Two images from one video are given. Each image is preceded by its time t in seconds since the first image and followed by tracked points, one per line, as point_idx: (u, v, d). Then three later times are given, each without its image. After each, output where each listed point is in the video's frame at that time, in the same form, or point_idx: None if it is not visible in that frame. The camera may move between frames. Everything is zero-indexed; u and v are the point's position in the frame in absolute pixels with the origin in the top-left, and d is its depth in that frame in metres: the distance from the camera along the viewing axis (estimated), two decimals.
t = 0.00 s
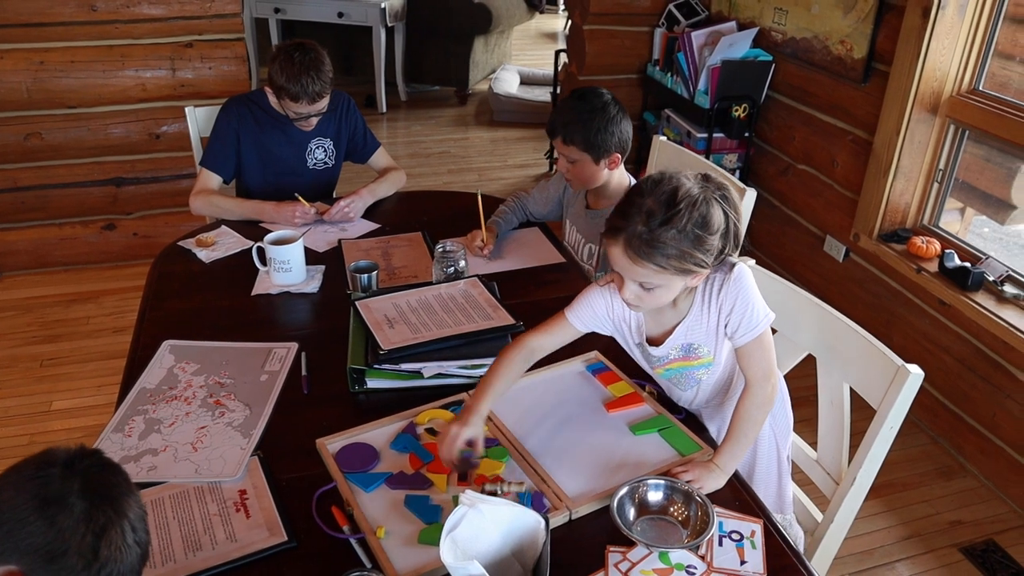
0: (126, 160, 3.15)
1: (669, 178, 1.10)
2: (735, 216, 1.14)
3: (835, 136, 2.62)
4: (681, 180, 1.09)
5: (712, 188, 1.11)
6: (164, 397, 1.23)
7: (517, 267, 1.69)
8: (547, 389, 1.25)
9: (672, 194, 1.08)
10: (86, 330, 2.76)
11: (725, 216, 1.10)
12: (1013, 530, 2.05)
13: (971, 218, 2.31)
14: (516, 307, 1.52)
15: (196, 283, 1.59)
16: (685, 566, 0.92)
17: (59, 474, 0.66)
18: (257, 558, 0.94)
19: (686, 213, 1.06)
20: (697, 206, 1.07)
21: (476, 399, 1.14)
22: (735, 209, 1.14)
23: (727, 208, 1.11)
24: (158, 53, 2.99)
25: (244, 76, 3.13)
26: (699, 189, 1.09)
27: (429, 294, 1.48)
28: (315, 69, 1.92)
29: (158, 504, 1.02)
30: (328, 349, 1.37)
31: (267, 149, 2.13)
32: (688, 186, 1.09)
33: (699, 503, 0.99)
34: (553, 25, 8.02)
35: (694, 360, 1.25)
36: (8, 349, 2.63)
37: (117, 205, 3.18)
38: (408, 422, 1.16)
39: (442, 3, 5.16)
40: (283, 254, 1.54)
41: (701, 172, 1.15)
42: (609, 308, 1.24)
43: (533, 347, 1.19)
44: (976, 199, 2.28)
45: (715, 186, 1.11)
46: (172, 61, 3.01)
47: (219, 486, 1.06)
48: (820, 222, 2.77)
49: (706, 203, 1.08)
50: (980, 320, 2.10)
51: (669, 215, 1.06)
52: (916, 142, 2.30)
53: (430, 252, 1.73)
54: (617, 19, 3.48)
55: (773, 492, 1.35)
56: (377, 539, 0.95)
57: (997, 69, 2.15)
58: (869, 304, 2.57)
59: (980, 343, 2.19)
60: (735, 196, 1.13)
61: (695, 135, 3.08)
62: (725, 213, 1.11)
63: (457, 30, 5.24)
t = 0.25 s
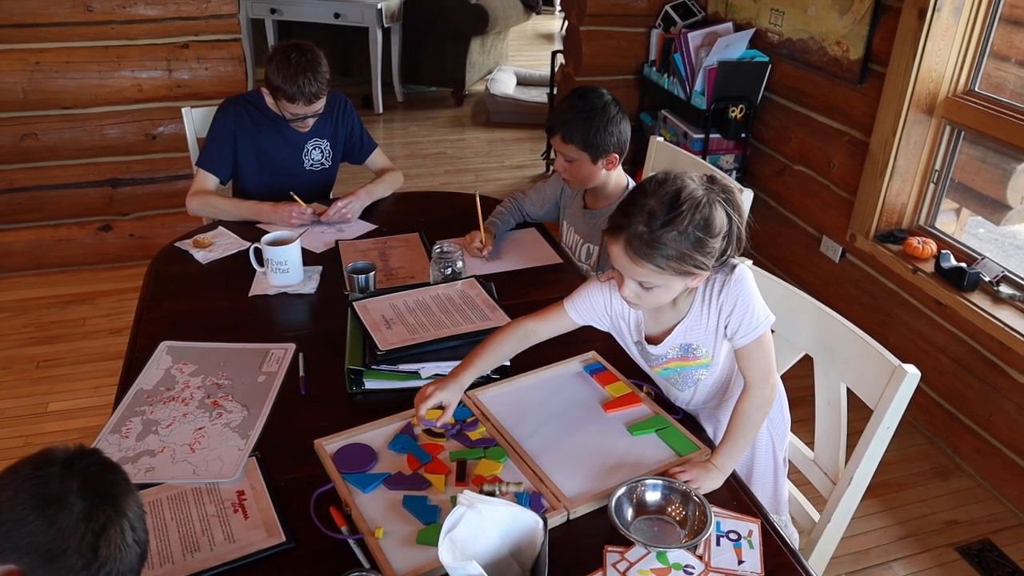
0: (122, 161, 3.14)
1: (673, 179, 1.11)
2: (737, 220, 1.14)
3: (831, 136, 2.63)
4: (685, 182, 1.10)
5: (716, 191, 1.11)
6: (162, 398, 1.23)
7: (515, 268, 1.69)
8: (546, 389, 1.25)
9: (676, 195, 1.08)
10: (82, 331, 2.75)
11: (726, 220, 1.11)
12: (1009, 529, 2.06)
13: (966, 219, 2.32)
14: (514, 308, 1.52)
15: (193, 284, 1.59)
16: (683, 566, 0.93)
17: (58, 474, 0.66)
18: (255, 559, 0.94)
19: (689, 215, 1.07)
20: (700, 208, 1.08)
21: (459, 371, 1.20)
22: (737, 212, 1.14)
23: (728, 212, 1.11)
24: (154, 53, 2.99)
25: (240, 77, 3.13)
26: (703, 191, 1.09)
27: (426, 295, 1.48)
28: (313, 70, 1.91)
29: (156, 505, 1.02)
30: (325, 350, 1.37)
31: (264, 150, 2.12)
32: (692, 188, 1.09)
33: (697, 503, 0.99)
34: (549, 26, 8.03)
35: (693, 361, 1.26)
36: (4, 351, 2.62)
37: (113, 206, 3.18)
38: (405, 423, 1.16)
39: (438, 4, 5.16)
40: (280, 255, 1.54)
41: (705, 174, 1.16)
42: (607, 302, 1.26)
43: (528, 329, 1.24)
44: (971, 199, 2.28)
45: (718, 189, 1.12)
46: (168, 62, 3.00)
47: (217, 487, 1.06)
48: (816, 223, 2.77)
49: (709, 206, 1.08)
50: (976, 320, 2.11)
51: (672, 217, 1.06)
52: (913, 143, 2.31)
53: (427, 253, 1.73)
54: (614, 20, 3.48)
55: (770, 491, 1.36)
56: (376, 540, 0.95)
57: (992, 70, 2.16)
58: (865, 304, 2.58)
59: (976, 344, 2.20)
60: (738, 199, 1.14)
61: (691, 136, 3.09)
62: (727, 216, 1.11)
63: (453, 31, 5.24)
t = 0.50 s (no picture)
0: (118, 163, 3.14)
1: (675, 179, 1.11)
2: (738, 221, 1.15)
3: (827, 138, 2.63)
4: (687, 183, 1.10)
5: (717, 192, 1.12)
6: (159, 400, 1.23)
7: (512, 269, 1.69)
8: (544, 390, 1.25)
9: (677, 196, 1.09)
10: (79, 333, 2.75)
11: (728, 221, 1.11)
12: (1006, 528, 2.07)
13: (961, 220, 2.33)
14: (512, 309, 1.52)
15: (191, 285, 1.58)
16: (682, 565, 0.93)
17: (57, 475, 0.66)
18: (254, 561, 0.93)
19: (690, 215, 1.07)
20: (701, 209, 1.08)
21: (460, 370, 1.20)
22: (738, 213, 1.15)
23: (730, 213, 1.12)
24: (150, 55, 2.98)
25: (236, 79, 3.13)
26: (704, 193, 1.10)
27: (423, 297, 1.48)
28: (310, 72, 1.91)
29: (154, 507, 1.02)
30: (323, 352, 1.37)
31: (260, 151, 2.12)
32: (694, 188, 1.09)
33: (696, 503, 0.99)
34: (546, 28, 8.04)
35: (693, 361, 1.26)
36: (0, 353, 2.62)
37: (109, 207, 3.17)
38: (404, 425, 1.16)
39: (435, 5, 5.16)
40: (278, 256, 1.53)
41: (707, 175, 1.16)
42: (607, 301, 1.27)
43: (528, 327, 1.25)
44: (967, 200, 2.29)
45: (720, 190, 1.12)
46: (164, 63, 3.00)
47: (215, 489, 1.06)
48: (813, 224, 2.78)
49: (710, 207, 1.09)
50: (971, 321, 2.11)
51: (673, 217, 1.06)
52: (908, 144, 2.32)
53: (425, 254, 1.73)
54: (610, 21, 3.49)
55: (767, 492, 1.36)
56: (375, 541, 0.95)
57: (987, 71, 2.17)
58: (862, 305, 2.58)
59: (972, 344, 2.21)
60: (740, 201, 1.14)
61: (688, 137, 3.09)
62: (728, 217, 1.12)
63: (449, 33, 5.24)
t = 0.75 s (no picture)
0: (115, 165, 3.13)
1: (676, 177, 1.12)
2: (738, 221, 1.15)
3: (824, 137, 2.64)
4: (688, 181, 1.11)
5: (718, 191, 1.12)
6: (158, 402, 1.23)
7: (511, 270, 1.69)
8: (543, 391, 1.25)
9: (678, 193, 1.09)
10: (76, 335, 2.74)
11: (729, 219, 1.11)
12: (1004, 527, 2.07)
13: (958, 219, 2.33)
14: (511, 310, 1.52)
15: (189, 287, 1.58)
16: (682, 565, 0.93)
17: (57, 478, 0.66)
18: (254, 563, 0.93)
19: (692, 213, 1.07)
20: (703, 207, 1.08)
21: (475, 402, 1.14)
22: (738, 213, 1.15)
23: (731, 213, 1.12)
24: (147, 56, 2.97)
25: (233, 80, 3.12)
26: (706, 191, 1.10)
27: (422, 297, 1.47)
28: (306, 74, 1.92)
29: (153, 509, 1.02)
30: (323, 353, 1.37)
31: (258, 153, 2.12)
32: (695, 187, 1.10)
33: (696, 503, 0.99)
34: (542, 28, 8.04)
35: (693, 361, 1.26)
36: None
37: (106, 210, 3.16)
38: (403, 426, 1.16)
39: (432, 6, 5.16)
40: (276, 258, 1.53)
41: (707, 175, 1.17)
42: (609, 303, 1.25)
43: (533, 343, 1.21)
44: (963, 199, 2.30)
45: (721, 189, 1.13)
46: (160, 65, 2.99)
47: (214, 491, 1.05)
48: (810, 223, 2.78)
49: (711, 206, 1.09)
50: (968, 320, 2.12)
51: (674, 215, 1.07)
52: (905, 143, 2.32)
53: (424, 255, 1.73)
54: (607, 22, 3.49)
55: (766, 491, 1.37)
56: (375, 543, 0.94)
57: (983, 71, 2.18)
58: (859, 304, 2.59)
59: (970, 343, 2.21)
60: (740, 201, 1.15)
61: (685, 138, 3.10)
62: (729, 216, 1.12)
63: (446, 33, 5.24)
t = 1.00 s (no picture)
0: (114, 166, 3.13)
1: (678, 176, 1.12)
2: (740, 221, 1.15)
3: (824, 137, 2.64)
4: (690, 180, 1.11)
5: (720, 191, 1.12)
6: (158, 404, 1.23)
7: (511, 270, 1.69)
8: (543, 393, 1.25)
9: (679, 192, 1.09)
10: (76, 337, 2.74)
11: (729, 219, 1.11)
12: (1004, 526, 2.07)
13: (957, 218, 2.33)
14: (511, 310, 1.52)
15: (188, 289, 1.58)
16: (683, 566, 0.93)
17: (60, 482, 0.66)
18: (255, 565, 0.93)
19: (691, 211, 1.07)
20: (703, 205, 1.08)
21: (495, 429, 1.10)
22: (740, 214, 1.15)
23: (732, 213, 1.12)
24: (145, 58, 2.97)
25: (232, 81, 3.12)
26: (707, 190, 1.10)
27: (422, 298, 1.47)
28: (306, 75, 1.91)
29: (154, 512, 1.02)
30: (323, 354, 1.36)
31: (257, 154, 2.12)
32: (696, 185, 1.10)
33: (696, 503, 0.99)
34: (541, 28, 8.04)
35: (694, 362, 1.26)
36: None
37: (105, 211, 3.16)
38: (404, 427, 1.16)
39: (430, 7, 5.16)
40: (276, 259, 1.53)
41: (711, 175, 1.17)
42: (611, 306, 1.24)
43: (544, 365, 1.18)
44: (963, 199, 2.30)
45: (723, 189, 1.13)
46: (159, 66, 2.99)
47: (215, 493, 1.05)
48: (810, 223, 2.78)
49: (712, 205, 1.09)
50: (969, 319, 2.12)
51: (673, 212, 1.07)
52: (905, 143, 2.32)
53: (423, 256, 1.72)
54: (606, 22, 3.49)
55: (766, 491, 1.37)
56: (376, 544, 0.94)
57: (982, 70, 2.18)
58: (859, 304, 2.59)
59: (970, 342, 2.21)
60: (742, 201, 1.14)
61: (684, 138, 3.10)
62: (730, 217, 1.12)
63: (445, 34, 5.24)
